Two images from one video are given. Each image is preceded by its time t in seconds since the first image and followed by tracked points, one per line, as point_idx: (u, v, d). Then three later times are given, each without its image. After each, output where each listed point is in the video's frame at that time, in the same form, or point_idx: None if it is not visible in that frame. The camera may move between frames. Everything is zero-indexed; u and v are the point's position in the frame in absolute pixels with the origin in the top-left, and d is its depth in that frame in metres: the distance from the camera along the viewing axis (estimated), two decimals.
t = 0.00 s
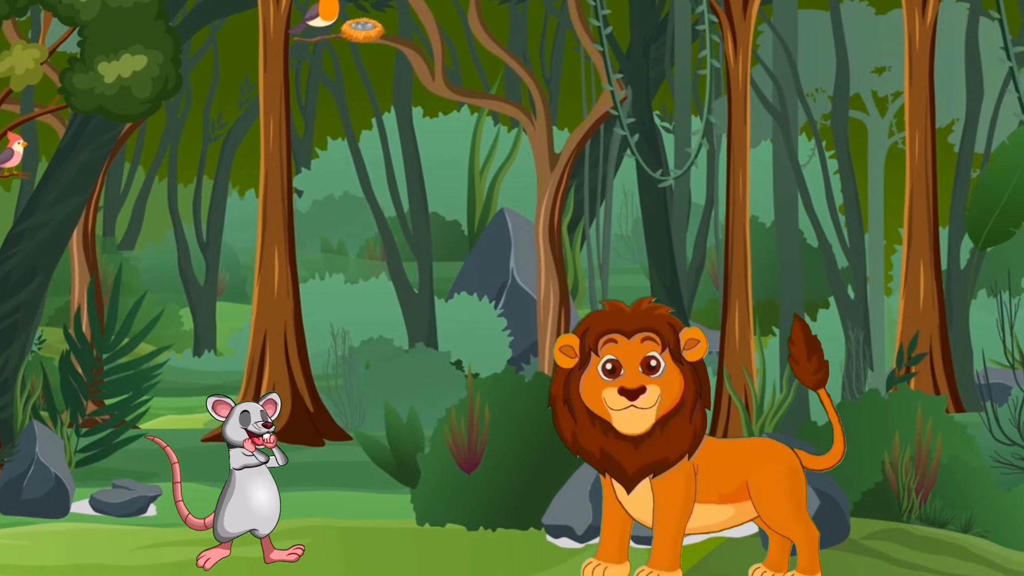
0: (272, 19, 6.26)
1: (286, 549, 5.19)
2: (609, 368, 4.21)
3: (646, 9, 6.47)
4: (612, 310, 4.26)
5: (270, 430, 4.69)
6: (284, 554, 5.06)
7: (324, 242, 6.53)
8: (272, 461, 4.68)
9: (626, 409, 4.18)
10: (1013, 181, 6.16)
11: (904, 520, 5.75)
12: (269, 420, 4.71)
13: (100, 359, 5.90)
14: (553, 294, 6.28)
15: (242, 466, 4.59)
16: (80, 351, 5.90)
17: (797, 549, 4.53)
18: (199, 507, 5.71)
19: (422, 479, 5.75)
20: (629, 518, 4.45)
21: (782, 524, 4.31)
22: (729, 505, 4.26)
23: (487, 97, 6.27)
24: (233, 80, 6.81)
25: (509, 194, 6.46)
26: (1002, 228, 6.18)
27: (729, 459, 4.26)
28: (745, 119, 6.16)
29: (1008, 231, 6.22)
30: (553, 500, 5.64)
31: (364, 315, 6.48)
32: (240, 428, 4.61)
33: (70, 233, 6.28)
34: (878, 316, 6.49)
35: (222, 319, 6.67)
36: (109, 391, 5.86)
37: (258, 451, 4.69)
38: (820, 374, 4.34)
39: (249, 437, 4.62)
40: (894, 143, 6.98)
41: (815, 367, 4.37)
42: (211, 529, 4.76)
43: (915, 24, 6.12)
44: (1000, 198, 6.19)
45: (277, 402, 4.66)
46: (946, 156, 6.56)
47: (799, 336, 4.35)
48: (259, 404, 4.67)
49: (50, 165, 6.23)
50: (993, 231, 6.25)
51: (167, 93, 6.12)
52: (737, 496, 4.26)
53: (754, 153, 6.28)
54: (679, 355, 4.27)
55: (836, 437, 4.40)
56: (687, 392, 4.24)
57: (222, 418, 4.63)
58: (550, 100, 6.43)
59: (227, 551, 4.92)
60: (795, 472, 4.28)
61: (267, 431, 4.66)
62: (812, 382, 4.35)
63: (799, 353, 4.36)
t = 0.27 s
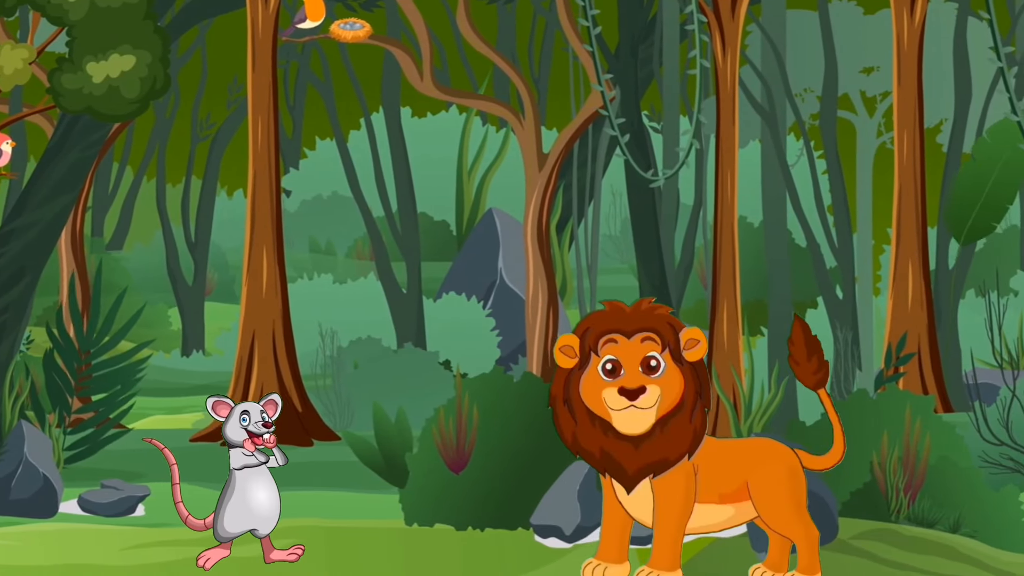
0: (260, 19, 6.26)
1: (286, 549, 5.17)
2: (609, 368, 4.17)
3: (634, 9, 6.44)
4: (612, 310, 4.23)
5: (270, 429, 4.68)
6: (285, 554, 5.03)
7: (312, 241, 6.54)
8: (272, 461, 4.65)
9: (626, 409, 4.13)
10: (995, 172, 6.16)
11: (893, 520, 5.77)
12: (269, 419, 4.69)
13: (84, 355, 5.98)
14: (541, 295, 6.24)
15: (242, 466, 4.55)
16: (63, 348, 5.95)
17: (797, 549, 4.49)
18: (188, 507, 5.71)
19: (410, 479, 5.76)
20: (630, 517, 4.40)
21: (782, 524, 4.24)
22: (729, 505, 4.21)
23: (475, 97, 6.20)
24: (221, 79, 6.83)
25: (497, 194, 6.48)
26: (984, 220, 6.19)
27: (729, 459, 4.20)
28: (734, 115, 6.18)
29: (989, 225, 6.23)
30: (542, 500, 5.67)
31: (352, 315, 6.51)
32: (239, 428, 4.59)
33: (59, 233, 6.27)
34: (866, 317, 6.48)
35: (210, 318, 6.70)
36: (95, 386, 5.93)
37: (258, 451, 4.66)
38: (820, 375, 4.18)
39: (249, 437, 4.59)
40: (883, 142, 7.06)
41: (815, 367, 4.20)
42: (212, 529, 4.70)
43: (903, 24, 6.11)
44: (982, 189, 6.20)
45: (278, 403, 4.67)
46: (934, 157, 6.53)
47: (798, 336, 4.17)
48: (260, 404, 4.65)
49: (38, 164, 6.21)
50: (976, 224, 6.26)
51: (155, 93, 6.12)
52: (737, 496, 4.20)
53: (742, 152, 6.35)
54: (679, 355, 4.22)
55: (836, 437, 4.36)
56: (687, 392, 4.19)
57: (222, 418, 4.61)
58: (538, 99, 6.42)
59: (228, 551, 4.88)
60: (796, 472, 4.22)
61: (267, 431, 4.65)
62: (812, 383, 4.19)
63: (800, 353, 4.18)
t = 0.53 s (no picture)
0: (249, 19, 6.27)
1: (286, 549, 5.17)
2: (609, 368, 4.17)
3: (622, 9, 6.41)
4: (612, 309, 4.22)
5: (270, 430, 4.69)
6: (284, 553, 5.02)
7: (301, 242, 6.64)
8: (272, 461, 4.65)
9: (626, 409, 4.13)
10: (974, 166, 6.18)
11: (881, 520, 5.75)
12: (269, 420, 4.71)
13: (67, 352, 5.96)
14: (529, 297, 6.25)
15: (242, 466, 4.55)
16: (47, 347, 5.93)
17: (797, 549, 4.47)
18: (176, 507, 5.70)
19: (399, 479, 5.76)
20: (630, 517, 4.40)
21: (782, 524, 4.23)
22: (729, 505, 4.21)
23: (464, 97, 6.14)
24: (211, 79, 6.85)
25: (486, 194, 6.46)
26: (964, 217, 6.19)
27: (729, 458, 4.20)
28: (722, 116, 6.16)
29: (970, 220, 6.25)
30: (530, 500, 5.65)
31: (341, 315, 6.51)
32: (240, 428, 4.59)
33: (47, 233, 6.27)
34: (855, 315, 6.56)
35: (199, 318, 6.71)
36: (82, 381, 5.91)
37: (258, 451, 4.67)
38: (857, 368, 4.48)
39: (249, 437, 4.59)
40: (870, 143, 7.10)
41: (855, 361, 4.50)
42: (211, 528, 4.71)
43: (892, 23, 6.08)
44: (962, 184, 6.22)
45: (278, 403, 4.69)
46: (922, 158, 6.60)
47: (852, 329, 4.45)
48: (260, 404, 4.67)
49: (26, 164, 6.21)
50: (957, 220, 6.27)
51: (144, 93, 6.12)
52: (737, 496, 4.20)
53: (731, 152, 6.36)
54: (679, 355, 4.22)
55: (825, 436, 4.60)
56: (687, 392, 4.20)
57: (223, 418, 4.62)
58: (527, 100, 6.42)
59: (227, 551, 4.88)
60: (796, 472, 4.22)
61: (267, 431, 4.65)
62: (849, 374, 4.49)
63: (846, 343, 4.48)
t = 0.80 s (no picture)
0: (237, 18, 6.29)
1: (287, 549, 5.18)
2: (606, 369, 4.07)
3: (610, 10, 6.46)
4: (603, 311, 4.13)
5: (270, 429, 4.61)
6: (285, 554, 5.04)
7: (289, 241, 6.64)
8: (272, 461, 4.61)
9: (626, 410, 4.04)
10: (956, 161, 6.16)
11: (870, 519, 5.75)
12: (269, 419, 4.64)
13: (51, 349, 5.89)
14: (517, 296, 6.21)
15: (242, 465, 4.51)
16: (32, 343, 5.87)
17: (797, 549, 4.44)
18: (164, 507, 5.70)
19: (387, 479, 5.76)
20: (630, 517, 4.38)
21: (783, 524, 4.16)
22: (729, 505, 4.13)
23: (453, 98, 6.15)
24: (200, 78, 6.85)
25: (474, 194, 6.38)
26: (945, 212, 6.21)
27: (729, 458, 4.12)
28: (711, 114, 6.17)
29: (953, 215, 6.23)
30: (519, 500, 5.68)
31: (330, 315, 6.49)
32: (240, 428, 4.53)
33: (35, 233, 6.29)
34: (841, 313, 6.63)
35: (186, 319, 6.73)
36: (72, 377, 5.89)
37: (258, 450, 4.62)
38: (857, 368, 4.46)
39: (249, 437, 4.54)
40: (859, 143, 7.03)
41: (855, 361, 4.48)
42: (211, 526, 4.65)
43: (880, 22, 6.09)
44: (943, 180, 6.21)
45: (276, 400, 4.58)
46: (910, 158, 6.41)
47: (851, 327, 4.45)
48: (259, 403, 4.57)
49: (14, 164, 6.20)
50: (939, 216, 6.27)
51: (132, 93, 6.11)
52: (737, 496, 4.12)
53: (720, 152, 6.37)
54: (674, 349, 4.14)
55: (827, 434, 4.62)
56: (687, 385, 4.11)
57: (224, 416, 4.57)
58: (515, 100, 6.40)
59: (227, 552, 4.91)
60: (796, 472, 4.14)
61: (267, 431, 4.60)
62: (849, 374, 4.46)
63: (846, 343, 4.47)
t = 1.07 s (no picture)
0: (227, 18, 6.30)
1: (287, 548, 5.23)
2: (608, 368, 4.19)
3: (599, 10, 6.45)
4: (611, 310, 4.23)
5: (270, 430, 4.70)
6: (284, 554, 5.10)
7: (277, 241, 6.60)
8: (272, 461, 4.69)
9: (626, 409, 4.15)
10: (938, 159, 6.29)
11: (858, 519, 5.74)
12: (269, 419, 4.71)
13: (37, 347, 5.88)
14: (506, 295, 6.27)
15: (242, 466, 4.60)
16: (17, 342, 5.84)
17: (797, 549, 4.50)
18: (153, 508, 5.70)
19: (375, 480, 5.75)
20: (630, 517, 4.42)
21: (782, 524, 4.25)
22: (729, 505, 4.22)
23: (440, 97, 6.15)
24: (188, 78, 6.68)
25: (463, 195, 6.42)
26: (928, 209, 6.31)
27: (730, 459, 4.21)
28: (699, 117, 6.15)
29: (934, 212, 6.35)
30: (508, 499, 5.68)
31: (318, 315, 6.39)
32: (240, 428, 4.61)
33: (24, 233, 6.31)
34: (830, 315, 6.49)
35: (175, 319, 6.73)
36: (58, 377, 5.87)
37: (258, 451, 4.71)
38: (857, 368, 4.54)
39: (250, 437, 4.63)
40: (847, 143, 7.04)
41: (855, 361, 4.55)
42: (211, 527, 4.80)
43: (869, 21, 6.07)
44: (926, 177, 6.31)
45: (276, 402, 4.69)
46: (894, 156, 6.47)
47: (852, 328, 4.53)
48: (259, 404, 4.67)
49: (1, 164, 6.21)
50: (922, 213, 6.36)
51: (120, 93, 6.12)
52: (737, 496, 4.21)
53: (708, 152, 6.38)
54: (679, 355, 4.23)
55: (828, 432, 4.63)
56: (687, 391, 4.21)
57: (224, 416, 4.66)
58: (504, 100, 6.40)
59: (227, 551, 4.97)
60: (796, 472, 4.23)
61: (267, 431, 4.67)
62: (849, 374, 4.54)
63: (846, 343, 4.55)
